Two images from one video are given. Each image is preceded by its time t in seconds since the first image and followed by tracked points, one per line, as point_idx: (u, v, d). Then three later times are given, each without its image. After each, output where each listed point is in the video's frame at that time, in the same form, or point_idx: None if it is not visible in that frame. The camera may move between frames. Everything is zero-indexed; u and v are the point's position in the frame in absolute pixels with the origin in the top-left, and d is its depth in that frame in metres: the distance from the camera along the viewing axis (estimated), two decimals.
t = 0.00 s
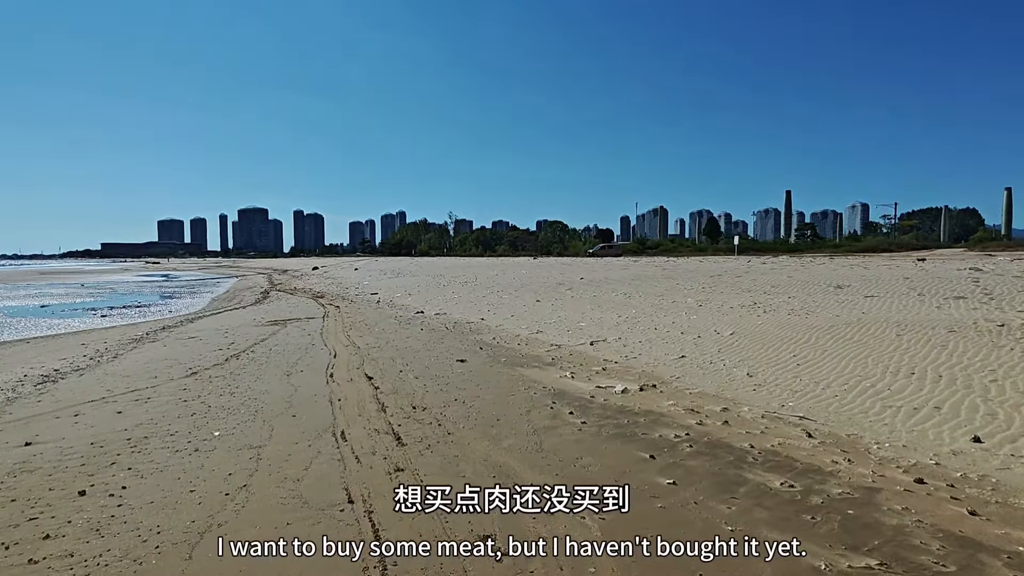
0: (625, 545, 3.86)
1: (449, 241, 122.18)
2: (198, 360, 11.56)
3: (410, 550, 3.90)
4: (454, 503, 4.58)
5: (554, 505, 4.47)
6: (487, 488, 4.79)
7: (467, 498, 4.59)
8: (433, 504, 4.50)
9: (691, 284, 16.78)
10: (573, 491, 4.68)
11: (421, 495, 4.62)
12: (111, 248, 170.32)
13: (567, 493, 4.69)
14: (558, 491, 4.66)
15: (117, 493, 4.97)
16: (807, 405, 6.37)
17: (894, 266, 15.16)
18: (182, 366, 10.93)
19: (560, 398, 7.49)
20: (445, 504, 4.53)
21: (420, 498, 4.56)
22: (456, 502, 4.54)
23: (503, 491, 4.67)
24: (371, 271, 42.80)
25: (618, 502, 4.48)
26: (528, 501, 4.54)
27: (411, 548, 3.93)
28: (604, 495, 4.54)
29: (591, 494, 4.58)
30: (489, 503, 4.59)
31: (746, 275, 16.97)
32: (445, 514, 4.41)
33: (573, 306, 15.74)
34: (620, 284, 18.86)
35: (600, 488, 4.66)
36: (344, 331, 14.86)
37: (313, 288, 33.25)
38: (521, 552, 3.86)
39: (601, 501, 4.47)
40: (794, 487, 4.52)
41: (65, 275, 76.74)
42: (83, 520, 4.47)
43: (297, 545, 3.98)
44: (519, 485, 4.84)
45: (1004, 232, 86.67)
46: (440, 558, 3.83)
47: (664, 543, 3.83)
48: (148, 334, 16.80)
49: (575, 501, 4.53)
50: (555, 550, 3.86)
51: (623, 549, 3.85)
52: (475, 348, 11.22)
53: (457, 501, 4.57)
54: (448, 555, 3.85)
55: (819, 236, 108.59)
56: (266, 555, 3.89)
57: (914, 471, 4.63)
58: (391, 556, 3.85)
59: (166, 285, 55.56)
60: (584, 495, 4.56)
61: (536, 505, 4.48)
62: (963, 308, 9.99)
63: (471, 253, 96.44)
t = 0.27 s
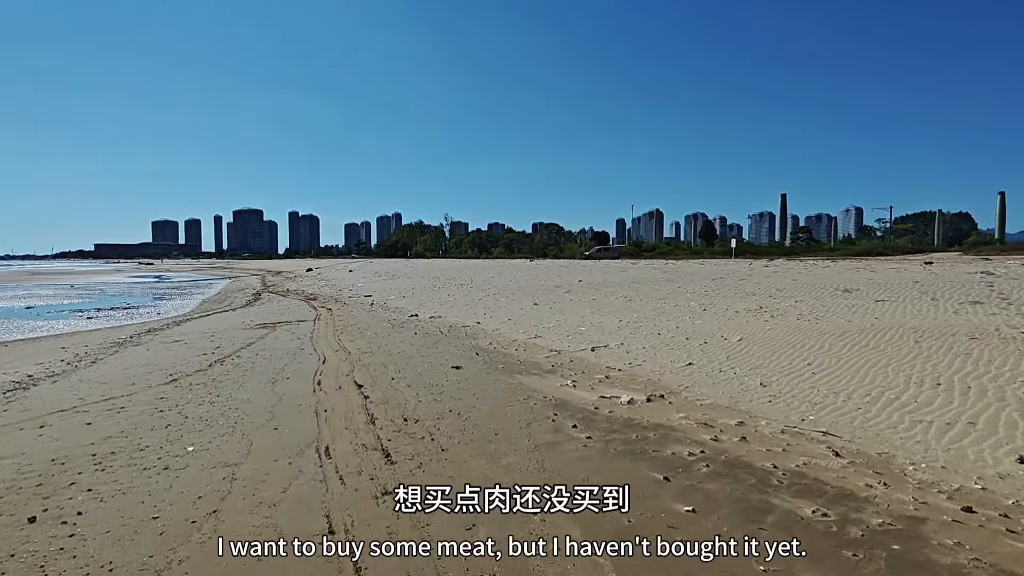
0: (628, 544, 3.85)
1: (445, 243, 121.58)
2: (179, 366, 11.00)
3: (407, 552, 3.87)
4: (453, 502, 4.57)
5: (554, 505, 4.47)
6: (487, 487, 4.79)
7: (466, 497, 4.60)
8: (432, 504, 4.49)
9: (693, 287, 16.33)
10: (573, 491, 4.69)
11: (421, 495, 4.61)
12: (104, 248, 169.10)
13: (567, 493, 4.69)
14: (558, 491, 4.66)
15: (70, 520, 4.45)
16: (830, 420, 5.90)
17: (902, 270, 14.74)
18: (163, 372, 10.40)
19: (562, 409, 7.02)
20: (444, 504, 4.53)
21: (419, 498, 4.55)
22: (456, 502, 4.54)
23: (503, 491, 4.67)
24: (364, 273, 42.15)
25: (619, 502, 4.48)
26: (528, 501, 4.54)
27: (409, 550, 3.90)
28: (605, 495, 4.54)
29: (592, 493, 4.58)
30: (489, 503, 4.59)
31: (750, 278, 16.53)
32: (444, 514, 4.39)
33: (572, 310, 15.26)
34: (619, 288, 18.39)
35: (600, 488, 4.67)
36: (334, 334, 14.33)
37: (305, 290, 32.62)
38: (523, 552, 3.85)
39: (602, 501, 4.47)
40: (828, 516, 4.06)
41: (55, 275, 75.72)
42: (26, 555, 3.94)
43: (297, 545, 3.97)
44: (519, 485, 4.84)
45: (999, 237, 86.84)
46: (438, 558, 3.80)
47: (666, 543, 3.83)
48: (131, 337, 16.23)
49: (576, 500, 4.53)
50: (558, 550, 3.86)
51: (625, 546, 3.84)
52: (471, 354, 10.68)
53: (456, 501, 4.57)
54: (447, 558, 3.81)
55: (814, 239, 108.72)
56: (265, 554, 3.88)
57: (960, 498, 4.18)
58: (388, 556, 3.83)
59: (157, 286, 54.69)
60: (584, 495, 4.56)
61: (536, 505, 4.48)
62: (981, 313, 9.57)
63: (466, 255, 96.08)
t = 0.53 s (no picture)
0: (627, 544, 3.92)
1: (443, 244, 121.11)
2: (165, 373, 10.52)
3: (409, 551, 3.95)
4: (454, 503, 4.64)
5: (554, 505, 4.54)
6: (488, 488, 4.86)
7: (466, 497, 4.67)
8: (432, 504, 4.57)
9: (699, 290, 15.94)
10: (573, 491, 4.76)
11: (421, 495, 4.69)
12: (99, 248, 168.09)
13: (567, 493, 4.76)
14: (558, 491, 4.73)
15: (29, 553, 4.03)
16: (859, 438, 5.48)
17: (914, 274, 14.35)
18: (150, 379, 9.99)
19: (568, 421, 6.62)
20: (444, 504, 4.60)
21: (419, 498, 4.63)
22: (456, 502, 4.61)
23: (503, 491, 4.74)
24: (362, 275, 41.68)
25: (619, 502, 4.55)
26: (528, 501, 4.61)
27: (411, 549, 3.98)
28: (604, 495, 4.62)
29: (591, 494, 4.65)
30: (489, 503, 4.67)
31: (756, 282, 16.14)
32: (445, 514, 4.45)
33: (575, 314, 14.87)
34: (622, 291, 17.97)
35: (600, 488, 4.74)
36: (329, 339, 13.91)
37: (302, 292, 32.13)
38: (524, 549, 3.93)
39: (601, 501, 4.54)
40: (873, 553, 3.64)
41: (49, 275, 75.08)
42: None
43: (297, 545, 4.03)
44: (519, 486, 4.91)
45: (998, 240, 86.74)
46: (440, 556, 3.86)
47: (664, 543, 3.89)
48: (121, 340, 15.80)
49: (576, 501, 4.60)
50: (558, 548, 3.93)
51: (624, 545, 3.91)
52: (470, 361, 10.20)
53: (457, 501, 4.64)
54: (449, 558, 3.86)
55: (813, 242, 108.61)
56: (265, 554, 3.94)
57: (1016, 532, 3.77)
58: (390, 556, 3.90)
59: (152, 286, 54.14)
60: (584, 495, 4.64)
61: (536, 505, 4.55)
62: (1002, 321, 9.19)
63: (463, 255, 96.01)
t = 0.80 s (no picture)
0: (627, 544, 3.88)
1: (441, 244, 120.59)
2: (151, 376, 10.01)
3: (409, 551, 3.89)
4: (454, 503, 4.58)
5: (554, 505, 4.48)
6: (487, 488, 4.80)
7: (466, 498, 4.60)
8: (432, 504, 4.49)
9: (707, 290, 15.48)
10: (573, 491, 4.70)
11: (421, 495, 4.61)
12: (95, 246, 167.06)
13: (568, 493, 4.70)
14: (558, 491, 4.68)
15: None
16: (902, 453, 5.03)
17: (930, 275, 13.91)
18: (134, 383, 9.49)
19: (579, 431, 6.16)
20: (444, 504, 4.54)
21: (419, 498, 4.55)
22: (456, 502, 4.54)
23: (503, 491, 4.68)
24: (359, 274, 41.16)
25: (619, 502, 4.50)
26: (528, 501, 4.55)
27: (411, 549, 3.92)
28: (604, 495, 4.56)
29: (592, 494, 4.59)
30: (489, 503, 4.60)
31: (766, 282, 15.69)
32: (445, 514, 4.39)
33: (580, 315, 14.41)
34: (627, 291, 17.51)
35: (600, 488, 4.68)
36: (325, 340, 13.43)
37: (298, 291, 31.60)
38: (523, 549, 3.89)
39: (601, 501, 4.48)
40: None
41: (44, 274, 74.39)
42: None
43: (297, 545, 3.98)
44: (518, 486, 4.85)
45: (998, 241, 86.50)
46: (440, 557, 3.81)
47: (665, 543, 3.85)
48: (110, 340, 15.32)
49: (576, 501, 4.54)
50: (559, 549, 3.88)
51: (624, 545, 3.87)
52: (473, 365, 9.72)
53: (457, 501, 4.57)
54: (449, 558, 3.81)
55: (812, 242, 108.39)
56: (266, 554, 3.88)
57: None
58: (389, 556, 3.84)
59: (149, 285, 53.62)
60: (584, 495, 4.58)
61: (536, 505, 4.50)
62: None
63: (462, 255, 95.55)
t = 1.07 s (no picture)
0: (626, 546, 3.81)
1: (439, 241, 119.95)
2: (135, 380, 9.50)
3: (408, 552, 3.83)
4: (453, 503, 4.52)
5: (554, 504, 4.41)
6: (487, 488, 4.73)
7: (466, 497, 4.54)
8: (432, 504, 4.43)
9: (715, 290, 15.01)
10: (574, 491, 4.63)
11: (421, 495, 4.54)
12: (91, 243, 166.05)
13: (568, 493, 4.63)
14: (558, 491, 4.61)
15: None
16: (951, 473, 4.56)
17: (947, 275, 13.45)
18: (117, 387, 8.99)
19: (592, 444, 5.69)
20: (444, 503, 4.47)
21: (419, 498, 4.48)
22: (456, 502, 4.48)
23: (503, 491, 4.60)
24: (356, 272, 40.62)
25: (619, 501, 4.42)
26: (528, 500, 4.48)
27: (410, 550, 3.86)
28: (605, 495, 4.48)
29: (592, 493, 4.52)
30: (489, 503, 4.52)
31: (776, 282, 15.23)
32: (444, 514, 4.33)
33: (585, 315, 13.94)
34: (631, 291, 17.04)
35: (601, 488, 4.61)
36: (319, 341, 12.95)
37: (294, 290, 31.05)
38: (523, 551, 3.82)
39: (602, 501, 4.41)
40: None
41: (38, 271, 73.61)
42: None
43: (293, 547, 3.89)
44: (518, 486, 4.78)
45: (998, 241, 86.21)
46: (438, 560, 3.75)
47: (665, 543, 3.80)
48: (98, 340, 14.82)
49: (576, 500, 4.46)
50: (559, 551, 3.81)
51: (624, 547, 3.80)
52: (474, 369, 9.23)
53: (457, 501, 4.51)
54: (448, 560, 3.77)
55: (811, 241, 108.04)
56: (265, 555, 3.85)
57: None
58: (388, 557, 3.78)
59: (145, 283, 53.03)
60: (584, 495, 4.50)
61: (536, 505, 4.43)
62: None
63: (460, 253, 94.99)
